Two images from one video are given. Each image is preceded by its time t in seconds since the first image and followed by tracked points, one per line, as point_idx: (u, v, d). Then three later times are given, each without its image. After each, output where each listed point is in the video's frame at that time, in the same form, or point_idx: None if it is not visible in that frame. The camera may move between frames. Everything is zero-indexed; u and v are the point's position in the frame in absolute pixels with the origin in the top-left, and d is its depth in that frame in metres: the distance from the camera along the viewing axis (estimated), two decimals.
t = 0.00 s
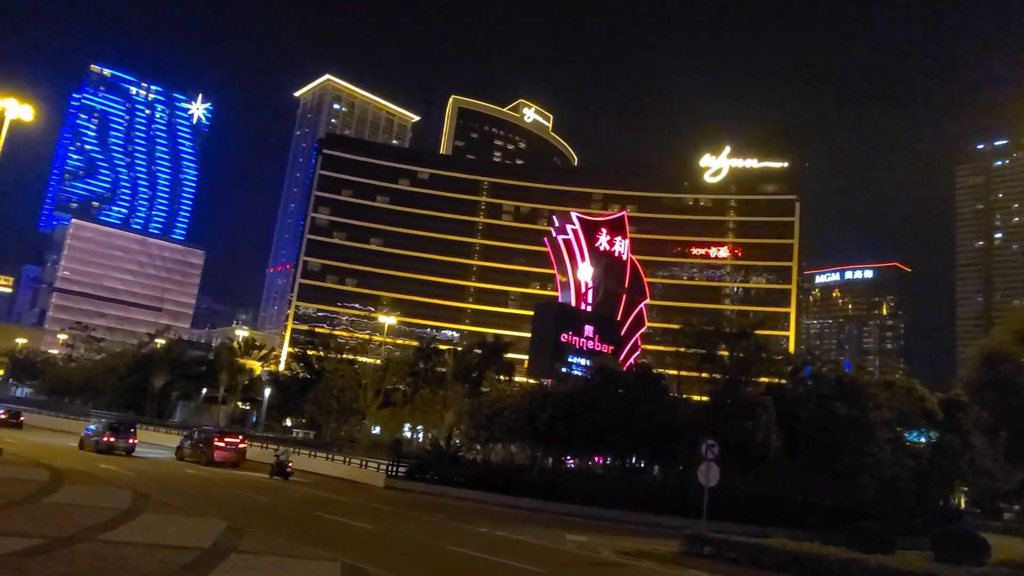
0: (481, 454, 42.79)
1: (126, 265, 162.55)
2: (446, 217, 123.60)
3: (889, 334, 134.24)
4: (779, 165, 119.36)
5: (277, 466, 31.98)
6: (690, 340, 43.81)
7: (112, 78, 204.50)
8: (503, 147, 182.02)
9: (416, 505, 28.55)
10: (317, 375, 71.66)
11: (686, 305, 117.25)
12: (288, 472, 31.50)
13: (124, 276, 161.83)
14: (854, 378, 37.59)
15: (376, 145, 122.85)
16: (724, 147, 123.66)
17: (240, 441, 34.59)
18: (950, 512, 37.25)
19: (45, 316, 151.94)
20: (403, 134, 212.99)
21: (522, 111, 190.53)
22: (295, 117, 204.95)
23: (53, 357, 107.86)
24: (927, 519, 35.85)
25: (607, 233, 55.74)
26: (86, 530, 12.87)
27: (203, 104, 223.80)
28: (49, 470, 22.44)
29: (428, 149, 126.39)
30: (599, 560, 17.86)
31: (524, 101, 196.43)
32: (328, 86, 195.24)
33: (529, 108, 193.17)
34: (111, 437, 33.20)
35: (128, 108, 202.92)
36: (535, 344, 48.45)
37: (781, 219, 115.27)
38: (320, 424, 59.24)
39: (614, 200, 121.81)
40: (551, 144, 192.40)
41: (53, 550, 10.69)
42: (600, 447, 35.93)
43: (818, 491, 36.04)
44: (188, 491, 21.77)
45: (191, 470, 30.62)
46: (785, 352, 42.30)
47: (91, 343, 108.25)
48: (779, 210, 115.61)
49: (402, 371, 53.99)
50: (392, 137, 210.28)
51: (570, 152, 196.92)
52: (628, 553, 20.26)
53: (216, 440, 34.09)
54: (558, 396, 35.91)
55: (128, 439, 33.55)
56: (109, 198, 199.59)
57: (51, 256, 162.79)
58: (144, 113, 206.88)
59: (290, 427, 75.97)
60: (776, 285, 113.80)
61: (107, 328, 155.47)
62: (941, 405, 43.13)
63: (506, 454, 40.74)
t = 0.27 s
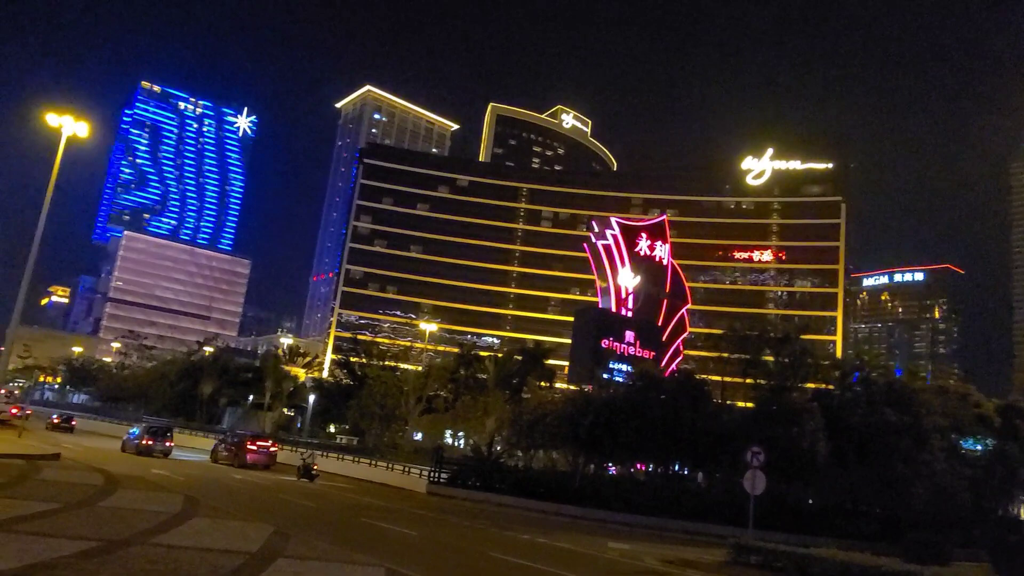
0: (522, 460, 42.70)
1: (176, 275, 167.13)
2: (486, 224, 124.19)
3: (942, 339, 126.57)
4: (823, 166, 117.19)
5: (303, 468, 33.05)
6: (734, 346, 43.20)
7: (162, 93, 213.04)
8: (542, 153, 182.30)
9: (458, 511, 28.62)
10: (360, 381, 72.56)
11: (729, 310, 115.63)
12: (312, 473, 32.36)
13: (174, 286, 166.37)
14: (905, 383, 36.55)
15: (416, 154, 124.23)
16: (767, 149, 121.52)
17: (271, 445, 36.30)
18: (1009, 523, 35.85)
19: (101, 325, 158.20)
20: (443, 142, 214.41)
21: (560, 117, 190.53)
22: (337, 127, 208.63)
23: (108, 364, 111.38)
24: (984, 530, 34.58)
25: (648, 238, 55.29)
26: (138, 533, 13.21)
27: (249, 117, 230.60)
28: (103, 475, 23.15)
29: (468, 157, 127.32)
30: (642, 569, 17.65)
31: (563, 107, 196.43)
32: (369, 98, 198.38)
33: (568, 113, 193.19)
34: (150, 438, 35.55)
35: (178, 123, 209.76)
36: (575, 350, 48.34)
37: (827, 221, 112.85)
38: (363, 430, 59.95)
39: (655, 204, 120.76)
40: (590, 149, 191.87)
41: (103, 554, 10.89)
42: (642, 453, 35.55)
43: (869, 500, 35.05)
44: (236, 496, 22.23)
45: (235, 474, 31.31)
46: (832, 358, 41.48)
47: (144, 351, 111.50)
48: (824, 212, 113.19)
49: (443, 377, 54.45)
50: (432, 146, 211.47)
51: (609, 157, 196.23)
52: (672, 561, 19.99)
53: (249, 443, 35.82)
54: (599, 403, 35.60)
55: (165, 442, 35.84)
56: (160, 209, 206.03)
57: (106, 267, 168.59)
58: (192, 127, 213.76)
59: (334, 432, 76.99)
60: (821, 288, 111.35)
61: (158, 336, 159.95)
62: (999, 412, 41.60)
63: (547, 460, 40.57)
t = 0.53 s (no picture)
0: (561, 467, 42.38)
1: (223, 284, 170.97)
2: (524, 230, 124.46)
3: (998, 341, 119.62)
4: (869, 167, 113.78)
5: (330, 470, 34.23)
6: (778, 351, 42.40)
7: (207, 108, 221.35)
8: (579, 158, 181.89)
9: (497, 517, 28.60)
10: (401, 388, 73.19)
11: (772, 314, 113.73)
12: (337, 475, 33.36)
13: (220, 295, 170.38)
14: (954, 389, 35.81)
15: (454, 162, 125.25)
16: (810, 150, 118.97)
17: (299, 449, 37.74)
18: None
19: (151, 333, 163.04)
20: (480, 150, 214.85)
21: (598, 122, 189.90)
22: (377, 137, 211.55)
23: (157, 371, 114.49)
24: None
25: (688, 242, 54.59)
26: (188, 537, 13.56)
27: (291, 129, 235.25)
28: (153, 480, 23.78)
29: (505, 164, 127.89)
30: None
31: (600, 112, 195.92)
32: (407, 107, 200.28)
33: (605, 118, 192.64)
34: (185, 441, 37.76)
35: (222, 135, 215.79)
36: (616, 355, 48.20)
37: (872, 223, 110.10)
38: (404, 437, 60.46)
39: (694, 208, 119.36)
40: (628, 154, 190.87)
41: (155, 557, 11.18)
42: (684, 460, 35.04)
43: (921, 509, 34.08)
44: (280, 501, 22.62)
45: (280, 480, 31.90)
46: (879, 364, 40.64)
47: (191, 358, 114.22)
48: (870, 214, 110.50)
49: (482, 383, 54.61)
50: (469, 154, 211.95)
51: (647, 161, 195.00)
52: (714, 570, 19.76)
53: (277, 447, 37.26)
54: (640, 408, 35.14)
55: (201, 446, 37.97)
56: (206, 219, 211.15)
57: (155, 277, 173.60)
58: (236, 139, 221.19)
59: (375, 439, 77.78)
60: (867, 291, 108.72)
61: (205, 344, 163.92)
62: None
63: (587, 467, 40.24)
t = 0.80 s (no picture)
0: (599, 472, 42.06)
1: (262, 291, 174.00)
2: (558, 235, 124.41)
3: None
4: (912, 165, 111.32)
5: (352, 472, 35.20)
6: (820, 354, 41.60)
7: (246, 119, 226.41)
8: (614, 162, 181.22)
9: (536, 523, 28.56)
10: (437, 393, 73.57)
11: (812, 317, 111.49)
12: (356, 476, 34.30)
13: (260, 302, 173.37)
14: (1006, 393, 34.68)
15: (488, 167, 125.92)
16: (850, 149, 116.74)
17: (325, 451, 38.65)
18: None
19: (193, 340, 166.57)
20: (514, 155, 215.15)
21: (632, 125, 189.06)
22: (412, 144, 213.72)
23: (200, 377, 117.22)
24: None
25: (724, 245, 54.01)
26: (231, 540, 13.80)
27: (327, 137, 238.71)
28: (197, 484, 24.29)
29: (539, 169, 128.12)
30: None
31: (634, 115, 194.94)
32: (441, 115, 202.51)
33: (639, 121, 191.78)
34: (216, 443, 39.42)
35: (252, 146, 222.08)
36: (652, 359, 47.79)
37: (916, 223, 107.36)
38: (441, 441, 60.80)
39: (730, 210, 117.91)
40: (663, 157, 189.56)
41: (202, 559, 11.44)
42: (723, 465, 34.53)
43: (973, 516, 33.03)
44: (320, 505, 22.90)
45: (319, 483, 32.25)
46: (926, 367, 39.57)
47: (232, 364, 116.67)
48: (914, 213, 107.78)
49: (518, 389, 54.47)
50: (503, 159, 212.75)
51: (683, 164, 193.41)
52: None
53: (304, 448, 38.43)
54: (678, 413, 34.78)
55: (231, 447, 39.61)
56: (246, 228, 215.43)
57: (197, 285, 177.63)
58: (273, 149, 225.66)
59: (412, 444, 78.31)
60: (912, 293, 105.78)
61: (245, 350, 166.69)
62: None
63: (625, 472, 39.89)
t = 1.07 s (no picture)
0: (633, 477, 41.66)
1: (297, 298, 176.30)
2: (590, 238, 124.09)
3: None
4: (953, 162, 108.07)
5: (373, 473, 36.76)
6: (858, 357, 40.86)
7: (279, 128, 230.21)
8: (645, 164, 180.21)
9: (570, 527, 28.42)
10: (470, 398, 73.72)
11: (850, 319, 109.27)
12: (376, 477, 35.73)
13: (295, 308, 175.77)
14: None
15: (519, 172, 126.27)
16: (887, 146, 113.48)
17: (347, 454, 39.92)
18: None
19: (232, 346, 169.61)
20: (544, 159, 215.30)
21: (663, 126, 187.88)
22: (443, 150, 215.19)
23: (238, 383, 119.38)
24: None
25: (758, 246, 53.36)
26: (269, 544, 13.99)
27: (359, 145, 241.67)
28: (236, 487, 24.71)
29: (570, 173, 128.06)
30: None
31: (666, 116, 193.87)
32: (471, 120, 202.92)
33: (671, 123, 190.47)
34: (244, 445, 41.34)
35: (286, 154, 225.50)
36: (687, 363, 47.34)
37: (958, 221, 104.44)
38: (475, 445, 60.96)
39: (764, 210, 116.37)
40: (695, 158, 188.08)
41: (240, 562, 11.59)
42: (761, 469, 33.99)
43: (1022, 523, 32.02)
44: (357, 509, 23.07)
45: (354, 488, 32.52)
46: (969, 369, 38.54)
47: (269, 370, 118.67)
48: (956, 211, 105.07)
49: (551, 393, 54.20)
50: (534, 163, 212.88)
51: (715, 165, 191.65)
52: None
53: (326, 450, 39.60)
54: (713, 417, 34.34)
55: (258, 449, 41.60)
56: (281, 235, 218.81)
57: (234, 292, 180.89)
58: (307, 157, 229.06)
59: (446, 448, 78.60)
60: (954, 293, 102.86)
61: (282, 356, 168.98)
62: None
63: (660, 477, 39.46)
